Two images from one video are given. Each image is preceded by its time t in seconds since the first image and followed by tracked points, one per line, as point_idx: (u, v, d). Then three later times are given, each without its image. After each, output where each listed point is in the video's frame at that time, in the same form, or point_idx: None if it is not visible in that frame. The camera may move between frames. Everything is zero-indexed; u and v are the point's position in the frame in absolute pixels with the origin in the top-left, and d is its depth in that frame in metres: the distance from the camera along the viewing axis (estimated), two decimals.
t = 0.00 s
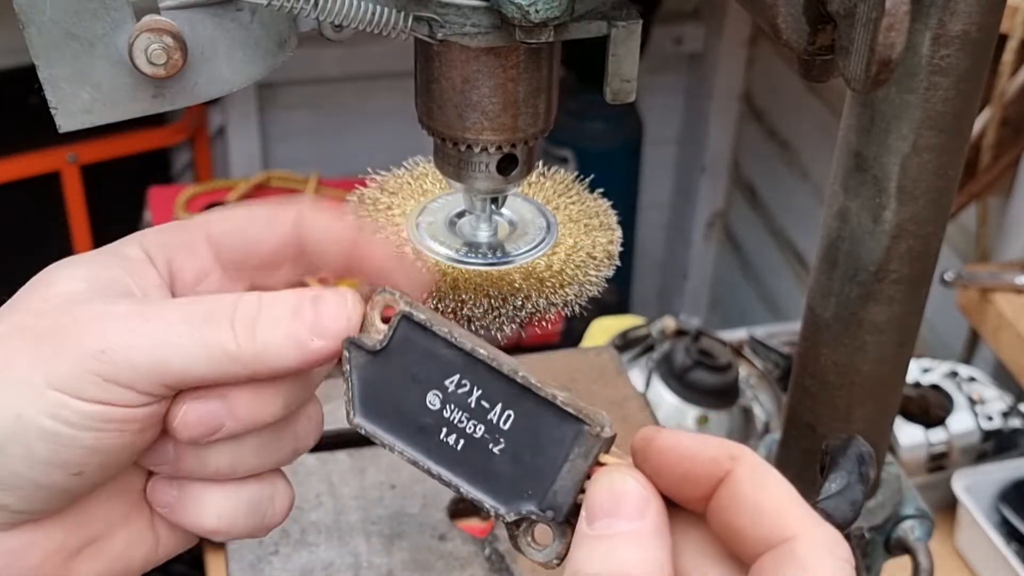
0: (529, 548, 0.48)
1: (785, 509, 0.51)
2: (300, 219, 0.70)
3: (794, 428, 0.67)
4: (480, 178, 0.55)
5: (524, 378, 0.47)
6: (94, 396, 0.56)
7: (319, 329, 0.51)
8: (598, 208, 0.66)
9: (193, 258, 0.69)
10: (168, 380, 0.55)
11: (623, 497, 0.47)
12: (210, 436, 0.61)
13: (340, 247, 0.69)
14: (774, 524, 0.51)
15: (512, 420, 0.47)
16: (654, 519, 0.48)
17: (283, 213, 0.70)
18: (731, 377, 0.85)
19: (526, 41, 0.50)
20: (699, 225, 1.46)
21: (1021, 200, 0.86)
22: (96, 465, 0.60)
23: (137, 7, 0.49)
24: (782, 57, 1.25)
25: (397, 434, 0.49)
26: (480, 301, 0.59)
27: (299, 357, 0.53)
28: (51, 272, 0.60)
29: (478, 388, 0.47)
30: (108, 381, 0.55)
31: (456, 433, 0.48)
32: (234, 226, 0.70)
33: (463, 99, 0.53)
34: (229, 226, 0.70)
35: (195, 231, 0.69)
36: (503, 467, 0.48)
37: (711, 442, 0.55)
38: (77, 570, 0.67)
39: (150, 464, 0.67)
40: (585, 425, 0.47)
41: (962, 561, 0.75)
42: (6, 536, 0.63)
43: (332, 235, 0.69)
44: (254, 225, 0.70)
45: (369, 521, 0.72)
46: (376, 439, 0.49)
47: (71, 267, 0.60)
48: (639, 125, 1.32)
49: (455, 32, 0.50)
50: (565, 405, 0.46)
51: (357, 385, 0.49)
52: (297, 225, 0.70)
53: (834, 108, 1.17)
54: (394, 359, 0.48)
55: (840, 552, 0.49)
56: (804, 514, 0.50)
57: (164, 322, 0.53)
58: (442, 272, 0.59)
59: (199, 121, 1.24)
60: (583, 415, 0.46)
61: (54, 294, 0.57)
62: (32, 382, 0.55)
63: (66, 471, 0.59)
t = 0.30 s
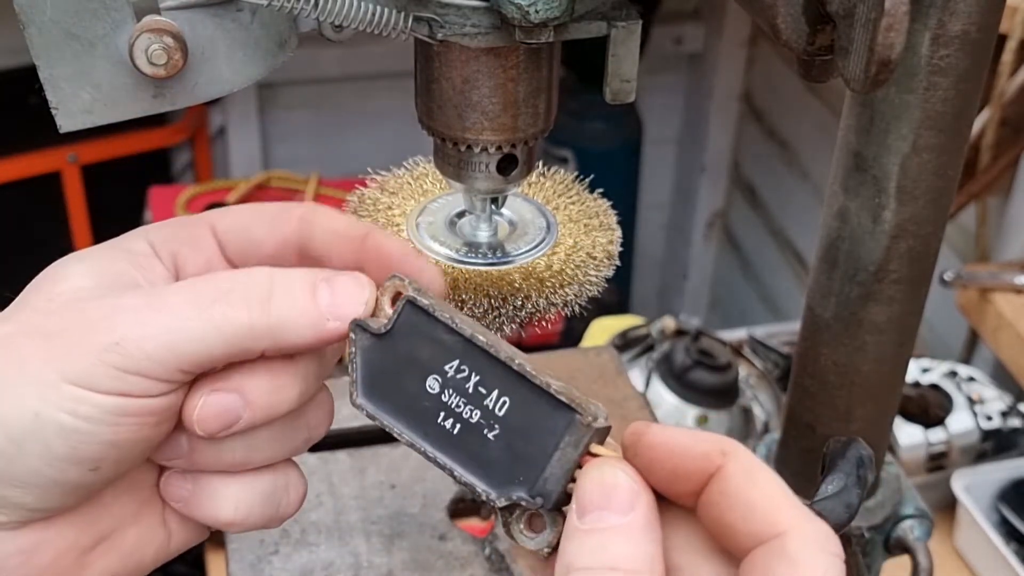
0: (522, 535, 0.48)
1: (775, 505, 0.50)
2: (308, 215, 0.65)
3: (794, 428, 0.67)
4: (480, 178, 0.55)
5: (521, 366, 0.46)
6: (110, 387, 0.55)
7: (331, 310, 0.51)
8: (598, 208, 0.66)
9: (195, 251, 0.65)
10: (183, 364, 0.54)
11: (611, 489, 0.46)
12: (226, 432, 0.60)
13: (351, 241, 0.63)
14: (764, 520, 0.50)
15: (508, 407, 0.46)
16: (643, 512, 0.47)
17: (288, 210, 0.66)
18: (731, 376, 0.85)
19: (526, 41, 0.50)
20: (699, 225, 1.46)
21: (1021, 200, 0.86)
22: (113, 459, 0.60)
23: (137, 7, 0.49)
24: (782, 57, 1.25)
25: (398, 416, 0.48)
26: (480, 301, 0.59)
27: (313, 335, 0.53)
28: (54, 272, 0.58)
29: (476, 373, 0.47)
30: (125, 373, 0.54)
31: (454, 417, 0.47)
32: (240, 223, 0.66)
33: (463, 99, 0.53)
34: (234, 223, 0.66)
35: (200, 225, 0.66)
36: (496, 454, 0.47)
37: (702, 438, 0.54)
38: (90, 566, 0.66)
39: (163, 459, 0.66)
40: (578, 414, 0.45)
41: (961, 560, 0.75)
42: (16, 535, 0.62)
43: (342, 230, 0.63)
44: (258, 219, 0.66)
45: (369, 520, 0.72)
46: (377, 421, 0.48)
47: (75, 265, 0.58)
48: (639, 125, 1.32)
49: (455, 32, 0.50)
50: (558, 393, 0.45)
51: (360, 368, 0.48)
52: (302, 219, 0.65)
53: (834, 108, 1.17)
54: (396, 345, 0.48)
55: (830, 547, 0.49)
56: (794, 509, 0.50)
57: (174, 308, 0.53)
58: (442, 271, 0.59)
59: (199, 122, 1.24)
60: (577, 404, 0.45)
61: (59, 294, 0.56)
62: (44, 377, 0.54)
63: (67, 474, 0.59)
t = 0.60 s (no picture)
0: (540, 532, 0.48)
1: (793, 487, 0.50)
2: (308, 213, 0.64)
3: (794, 428, 0.67)
4: (480, 178, 0.55)
5: (530, 358, 0.47)
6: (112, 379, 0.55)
7: (333, 306, 0.52)
8: (598, 207, 0.66)
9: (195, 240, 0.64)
10: (183, 358, 0.54)
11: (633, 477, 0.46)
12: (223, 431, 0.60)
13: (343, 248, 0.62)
14: (781, 502, 0.50)
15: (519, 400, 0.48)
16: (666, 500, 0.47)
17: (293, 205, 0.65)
18: (731, 376, 0.85)
19: (526, 41, 0.50)
20: (699, 225, 1.46)
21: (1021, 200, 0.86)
22: (113, 452, 0.60)
23: (137, 7, 0.49)
24: (782, 57, 1.25)
25: (407, 419, 0.49)
26: (480, 301, 0.59)
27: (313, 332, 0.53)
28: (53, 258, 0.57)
29: (485, 369, 0.47)
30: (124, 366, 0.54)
31: (464, 415, 0.48)
32: (245, 215, 0.65)
33: (463, 99, 0.53)
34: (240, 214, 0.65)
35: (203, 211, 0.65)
36: (510, 447, 0.48)
37: (716, 420, 0.53)
38: (91, 560, 0.66)
39: (165, 452, 0.66)
40: (592, 402, 0.47)
41: (962, 560, 0.75)
42: (18, 528, 0.62)
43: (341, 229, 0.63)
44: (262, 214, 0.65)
45: (369, 521, 0.72)
46: (384, 425, 0.49)
47: (75, 251, 0.57)
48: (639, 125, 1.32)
49: (455, 32, 0.50)
50: (571, 383, 0.47)
51: (364, 373, 0.49)
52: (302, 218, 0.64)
53: (834, 108, 1.17)
54: (400, 347, 0.48)
55: (851, 530, 0.48)
56: (813, 492, 0.50)
57: (176, 302, 0.53)
58: (442, 271, 0.59)
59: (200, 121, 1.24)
60: (590, 394, 0.47)
61: (59, 281, 0.56)
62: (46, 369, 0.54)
63: (65, 475, 0.59)
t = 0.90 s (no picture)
0: (575, 520, 0.49)
1: (837, 482, 0.50)
2: (336, 198, 0.63)
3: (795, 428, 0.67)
4: (480, 178, 0.55)
5: (567, 345, 0.46)
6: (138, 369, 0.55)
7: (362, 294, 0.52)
8: (598, 208, 0.66)
9: (225, 231, 0.64)
10: (211, 348, 0.54)
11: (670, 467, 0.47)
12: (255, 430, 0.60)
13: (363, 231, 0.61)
14: (822, 497, 0.50)
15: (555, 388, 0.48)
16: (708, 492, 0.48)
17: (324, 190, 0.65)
18: (731, 376, 0.85)
19: (526, 41, 0.50)
20: (699, 225, 1.46)
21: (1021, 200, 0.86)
22: (142, 441, 0.60)
23: (137, 7, 0.49)
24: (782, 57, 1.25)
25: (441, 405, 0.48)
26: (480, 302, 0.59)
27: (343, 321, 0.53)
28: (81, 246, 0.59)
29: (520, 355, 0.47)
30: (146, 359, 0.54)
31: (499, 402, 0.48)
32: (274, 203, 0.65)
33: (463, 99, 0.53)
34: (269, 202, 0.65)
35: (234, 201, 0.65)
36: (548, 435, 0.48)
37: (758, 410, 0.53)
38: (113, 549, 0.66)
39: (186, 445, 0.66)
40: (630, 392, 0.47)
41: (961, 560, 0.75)
42: (40, 515, 0.62)
43: (364, 213, 0.61)
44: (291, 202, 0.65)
45: (368, 521, 0.72)
46: (418, 409, 0.48)
47: (102, 239, 0.59)
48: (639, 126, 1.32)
49: (455, 32, 0.50)
50: (609, 371, 0.46)
51: (398, 356, 0.48)
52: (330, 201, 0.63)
53: (834, 108, 1.17)
54: (435, 330, 0.48)
55: (894, 525, 0.48)
56: (856, 487, 0.50)
57: (201, 290, 0.53)
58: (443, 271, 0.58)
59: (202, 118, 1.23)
60: (629, 382, 0.46)
61: (86, 268, 0.57)
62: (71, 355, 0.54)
63: (82, 469, 0.59)
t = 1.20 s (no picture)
0: (570, 505, 0.49)
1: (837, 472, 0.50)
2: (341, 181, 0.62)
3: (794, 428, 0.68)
4: (480, 178, 0.56)
5: (572, 331, 0.48)
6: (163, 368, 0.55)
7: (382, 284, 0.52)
8: (599, 208, 0.66)
9: (229, 224, 0.63)
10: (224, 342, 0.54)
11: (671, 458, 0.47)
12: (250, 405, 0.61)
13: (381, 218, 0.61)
14: (818, 485, 0.50)
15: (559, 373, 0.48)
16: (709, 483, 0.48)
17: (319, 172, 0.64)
18: (731, 376, 0.85)
19: (526, 41, 0.50)
20: (699, 225, 1.46)
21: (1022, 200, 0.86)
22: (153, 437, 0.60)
23: (137, 7, 0.52)
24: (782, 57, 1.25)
25: (446, 384, 0.50)
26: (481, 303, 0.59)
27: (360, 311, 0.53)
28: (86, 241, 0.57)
29: (526, 340, 0.48)
30: (172, 351, 0.54)
31: (503, 384, 0.49)
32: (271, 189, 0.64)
33: (463, 99, 0.54)
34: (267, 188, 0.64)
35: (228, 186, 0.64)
36: (547, 420, 0.49)
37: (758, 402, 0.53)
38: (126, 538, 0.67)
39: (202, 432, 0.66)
40: (632, 378, 0.47)
41: (962, 560, 0.75)
42: (55, 511, 0.62)
43: (373, 193, 0.61)
44: (290, 186, 0.64)
45: (368, 521, 0.72)
46: (423, 388, 0.50)
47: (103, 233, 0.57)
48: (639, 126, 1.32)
49: (455, 32, 0.51)
50: (613, 359, 0.47)
51: (405, 336, 0.50)
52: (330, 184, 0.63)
53: (834, 108, 1.17)
54: (446, 312, 0.50)
55: (889, 514, 0.48)
56: (852, 477, 0.50)
57: (221, 281, 0.53)
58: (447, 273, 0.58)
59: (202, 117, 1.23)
60: (630, 369, 0.47)
61: (93, 262, 0.55)
62: (86, 353, 0.54)
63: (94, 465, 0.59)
